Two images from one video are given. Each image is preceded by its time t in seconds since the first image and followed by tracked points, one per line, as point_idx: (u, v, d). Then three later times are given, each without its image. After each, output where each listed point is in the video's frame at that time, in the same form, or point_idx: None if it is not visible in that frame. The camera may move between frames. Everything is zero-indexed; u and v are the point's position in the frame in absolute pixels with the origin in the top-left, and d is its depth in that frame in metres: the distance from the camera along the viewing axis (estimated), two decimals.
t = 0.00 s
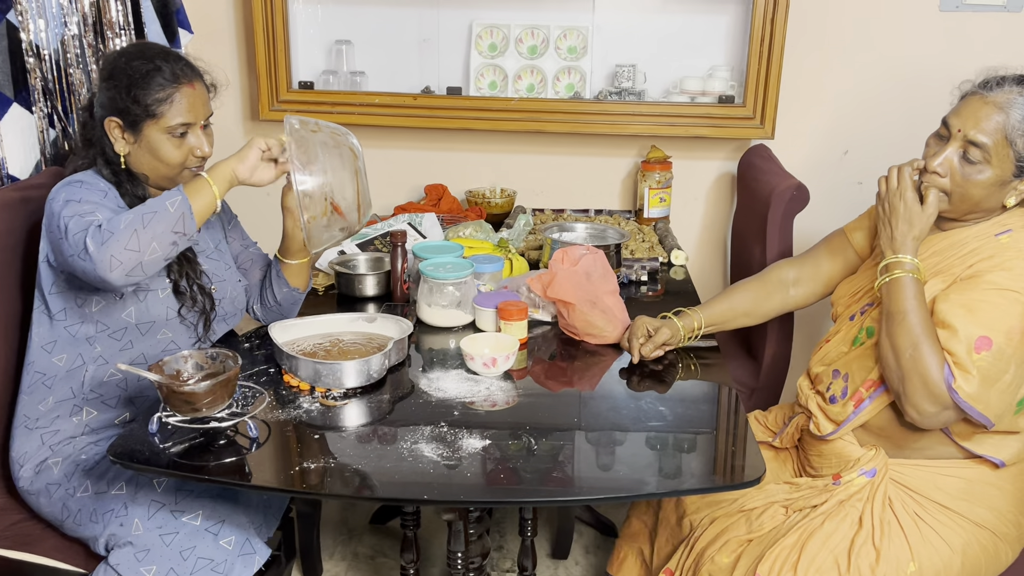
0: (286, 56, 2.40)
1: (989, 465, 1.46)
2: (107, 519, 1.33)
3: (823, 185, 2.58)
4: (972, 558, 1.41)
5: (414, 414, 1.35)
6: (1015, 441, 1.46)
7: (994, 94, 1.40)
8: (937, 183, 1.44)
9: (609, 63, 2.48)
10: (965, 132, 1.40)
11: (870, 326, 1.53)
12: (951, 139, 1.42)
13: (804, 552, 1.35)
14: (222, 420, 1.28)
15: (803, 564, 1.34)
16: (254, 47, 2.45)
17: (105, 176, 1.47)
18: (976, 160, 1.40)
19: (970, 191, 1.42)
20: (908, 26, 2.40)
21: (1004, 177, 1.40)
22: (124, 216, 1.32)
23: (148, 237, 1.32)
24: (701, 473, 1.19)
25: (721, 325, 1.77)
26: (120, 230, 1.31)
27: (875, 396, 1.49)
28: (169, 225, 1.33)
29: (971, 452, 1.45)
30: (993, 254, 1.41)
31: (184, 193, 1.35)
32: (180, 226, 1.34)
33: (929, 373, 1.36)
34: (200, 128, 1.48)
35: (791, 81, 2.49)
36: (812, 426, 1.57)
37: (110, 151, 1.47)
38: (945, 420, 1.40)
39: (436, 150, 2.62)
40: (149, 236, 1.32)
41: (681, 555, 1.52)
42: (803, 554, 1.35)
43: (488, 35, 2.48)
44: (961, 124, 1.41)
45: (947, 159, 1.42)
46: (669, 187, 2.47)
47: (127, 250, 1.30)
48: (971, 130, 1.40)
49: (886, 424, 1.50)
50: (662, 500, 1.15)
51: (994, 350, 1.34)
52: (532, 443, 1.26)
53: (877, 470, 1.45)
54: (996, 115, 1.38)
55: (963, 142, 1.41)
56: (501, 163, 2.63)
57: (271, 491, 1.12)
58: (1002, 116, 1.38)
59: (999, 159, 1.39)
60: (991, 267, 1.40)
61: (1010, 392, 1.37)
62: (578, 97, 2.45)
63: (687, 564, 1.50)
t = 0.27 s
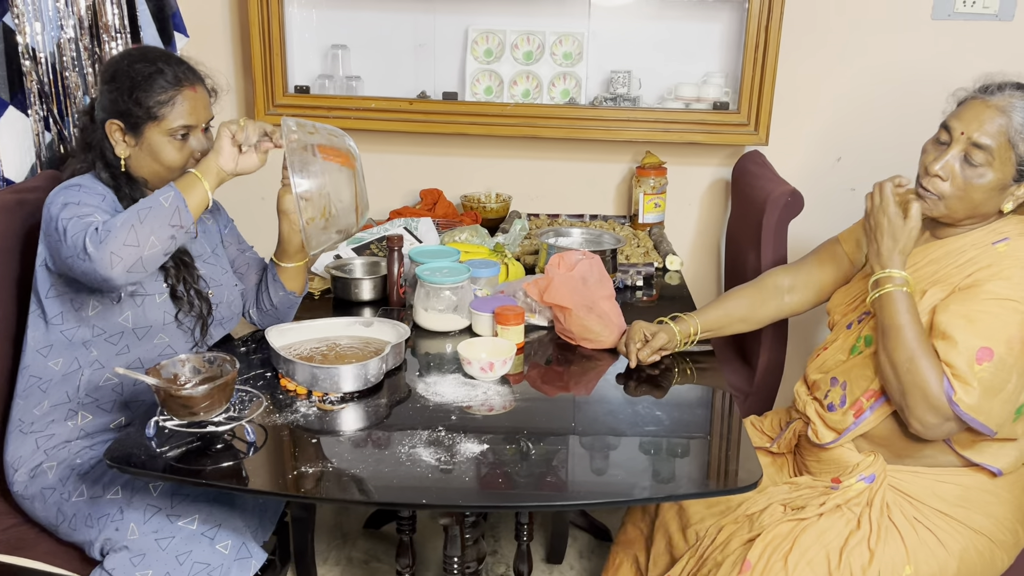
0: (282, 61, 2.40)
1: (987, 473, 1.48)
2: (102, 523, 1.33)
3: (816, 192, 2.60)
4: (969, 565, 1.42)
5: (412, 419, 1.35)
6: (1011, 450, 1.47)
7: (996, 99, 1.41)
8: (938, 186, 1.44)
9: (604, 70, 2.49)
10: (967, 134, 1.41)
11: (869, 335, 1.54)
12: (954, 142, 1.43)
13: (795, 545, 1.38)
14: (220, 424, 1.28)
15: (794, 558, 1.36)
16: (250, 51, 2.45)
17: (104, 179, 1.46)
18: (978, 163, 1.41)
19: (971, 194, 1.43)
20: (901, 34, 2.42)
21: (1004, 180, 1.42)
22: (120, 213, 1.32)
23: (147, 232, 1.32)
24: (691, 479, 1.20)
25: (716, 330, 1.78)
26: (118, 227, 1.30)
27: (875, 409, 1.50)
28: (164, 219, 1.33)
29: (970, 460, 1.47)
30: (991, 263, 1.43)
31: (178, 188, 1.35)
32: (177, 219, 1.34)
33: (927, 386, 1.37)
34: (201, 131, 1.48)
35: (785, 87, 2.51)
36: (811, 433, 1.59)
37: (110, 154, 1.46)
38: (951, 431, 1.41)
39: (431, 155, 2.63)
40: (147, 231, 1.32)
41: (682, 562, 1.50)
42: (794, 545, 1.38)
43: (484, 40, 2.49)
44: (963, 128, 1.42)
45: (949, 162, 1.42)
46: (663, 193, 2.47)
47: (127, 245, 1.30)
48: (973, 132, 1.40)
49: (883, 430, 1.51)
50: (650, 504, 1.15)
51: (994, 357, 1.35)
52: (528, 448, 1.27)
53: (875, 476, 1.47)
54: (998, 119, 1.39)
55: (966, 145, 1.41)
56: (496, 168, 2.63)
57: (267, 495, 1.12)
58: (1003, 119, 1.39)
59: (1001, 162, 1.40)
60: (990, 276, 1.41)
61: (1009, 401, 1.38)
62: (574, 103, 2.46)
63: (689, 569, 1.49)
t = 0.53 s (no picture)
0: (280, 63, 2.39)
1: (978, 479, 1.47)
2: (99, 526, 1.32)
3: (813, 195, 2.61)
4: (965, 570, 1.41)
5: (410, 422, 1.34)
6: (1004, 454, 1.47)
7: (1008, 96, 1.45)
8: (956, 182, 1.45)
9: (602, 73, 2.50)
10: (987, 129, 1.43)
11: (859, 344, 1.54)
12: (972, 137, 1.44)
13: (795, 554, 1.38)
14: (218, 426, 1.27)
15: (794, 567, 1.36)
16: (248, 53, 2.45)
17: (103, 181, 1.47)
18: (997, 157, 1.43)
19: (986, 191, 1.44)
20: (897, 39, 2.43)
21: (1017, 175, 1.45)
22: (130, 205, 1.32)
23: (157, 222, 1.31)
24: (689, 481, 1.20)
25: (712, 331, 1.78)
26: (127, 217, 1.30)
27: (875, 431, 1.49)
28: (174, 211, 1.33)
29: (960, 466, 1.46)
30: (983, 269, 1.43)
31: (189, 182, 1.35)
32: (186, 211, 1.34)
33: (909, 398, 1.38)
34: (202, 133, 1.48)
35: (782, 91, 2.51)
36: (804, 441, 1.58)
37: (110, 155, 1.46)
38: (952, 440, 1.40)
39: (429, 158, 2.63)
40: (158, 222, 1.31)
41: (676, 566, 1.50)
42: (794, 555, 1.38)
43: (482, 43, 2.49)
44: (980, 123, 1.44)
45: (969, 157, 1.44)
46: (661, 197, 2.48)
47: (136, 234, 1.30)
48: (991, 126, 1.43)
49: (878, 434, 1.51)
50: (646, 508, 1.15)
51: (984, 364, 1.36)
52: (527, 451, 1.26)
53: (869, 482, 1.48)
54: (1014, 114, 1.43)
55: (985, 139, 1.43)
56: (493, 171, 2.63)
57: (265, 498, 1.12)
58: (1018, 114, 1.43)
59: (1017, 157, 1.43)
60: (979, 283, 1.42)
61: (1000, 407, 1.39)
62: (572, 106, 2.46)
63: (681, 572, 1.50)
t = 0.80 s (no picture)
0: (281, 67, 2.40)
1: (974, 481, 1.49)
2: (100, 529, 1.32)
3: (811, 200, 2.62)
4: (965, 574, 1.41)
5: (411, 426, 1.34)
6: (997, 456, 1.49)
7: (987, 100, 1.47)
8: (939, 187, 1.46)
9: (602, 78, 2.51)
10: (967, 131, 1.45)
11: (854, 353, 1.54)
12: (954, 142, 1.46)
13: (797, 561, 1.37)
14: (219, 430, 1.28)
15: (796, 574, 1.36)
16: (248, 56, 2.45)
17: (106, 184, 1.47)
18: (980, 160, 1.45)
19: (970, 194, 1.45)
20: (895, 45, 2.45)
21: (1000, 177, 1.46)
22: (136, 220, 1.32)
23: (161, 241, 1.32)
24: (689, 485, 1.20)
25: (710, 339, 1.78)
26: (133, 233, 1.30)
27: (875, 441, 1.50)
28: (181, 230, 1.33)
29: (955, 470, 1.48)
30: (980, 274, 1.44)
31: (197, 200, 1.35)
32: (192, 231, 1.34)
33: (910, 412, 1.38)
34: (207, 138, 1.48)
35: (781, 96, 2.52)
36: (801, 448, 1.58)
37: (115, 158, 1.47)
38: (958, 448, 1.40)
39: (429, 162, 2.63)
40: (163, 240, 1.32)
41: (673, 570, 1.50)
42: (796, 563, 1.37)
43: (482, 48, 2.50)
44: (961, 127, 1.45)
45: (951, 159, 1.45)
46: (661, 201, 2.48)
47: (139, 253, 1.30)
48: (972, 129, 1.45)
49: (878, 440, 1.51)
50: (646, 512, 1.15)
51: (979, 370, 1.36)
52: (528, 455, 1.27)
53: (867, 487, 1.48)
54: (995, 117, 1.45)
55: (966, 142, 1.45)
56: (493, 175, 2.64)
57: (267, 502, 1.12)
58: (999, 117, 1.45)
59: (999, 159, 1.45)
60: (967, 289, 1.43)
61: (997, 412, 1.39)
62: (572, 110, 2.47)
63: None
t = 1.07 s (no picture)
0: (281, 70, 2.40)
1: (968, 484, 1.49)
2: (100, 532, 1.32)
3: (810, 204, 2.62)
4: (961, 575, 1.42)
5: (411, 429, 1.35)
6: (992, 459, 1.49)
7: (972, 102, 1.48)
8: (928, 189, 1.46)
9: (602, 82, 2.51)
10: (956, 134, 1.46)
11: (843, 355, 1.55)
12: (941, 144, 1.46)
13: (793, 563, 1.38)
14: (220, 433, 1.28)
15: None
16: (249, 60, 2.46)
17: (107, 187, 1.47)
18: (968, 162, 1.45)
19: (959, 196, 1.46)
20: (894, 50, 2.45)
21: (988, 179, 1.47)
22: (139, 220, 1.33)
23: (162, 243, 1.31)
24: (688, 488, 1.20)
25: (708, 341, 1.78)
26: (134, 233, 1.30)
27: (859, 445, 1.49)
28: (183, 234, 1.33)
29: (950, 472, 1.48)
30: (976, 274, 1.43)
31: (202, 205, 1.35)
32: (194, 236, 1.34)
33: (867, 393, 1.40)
34: (207, 143, 1.49)
35: (780, 101, 2.53)
36: (797, 453, 1.59)
37: (115, 161, 1.47)
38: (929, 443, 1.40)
39: (429, 165, 2.63)
40: (164, 243, 1.32)
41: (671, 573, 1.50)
42: (792, 565, 1.37)
43: (482, 51, 2.51)
44: (949, 129, 1.46)
45: (940, 162, 1.46)
46: (660, 205, 2.49)
47: (139, 253, 1.30)
48: (960, 131, 1.45)
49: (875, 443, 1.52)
50: (645, 515, 1.15)
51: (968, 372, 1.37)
52: (527, 458, 1.27)
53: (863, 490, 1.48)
54: (982, 120, 1.45)
55: (955, 144, 1.46)
56: (493, 178, 2.64)
57: (267, 504, 1.12)
58: (986, 119, 1.45)
59: (987, 161, 1.46)
60: (948, 285, 1.44)
61: (969, 408, 1.39)
62: (572, 114, 2.48)
63: None
